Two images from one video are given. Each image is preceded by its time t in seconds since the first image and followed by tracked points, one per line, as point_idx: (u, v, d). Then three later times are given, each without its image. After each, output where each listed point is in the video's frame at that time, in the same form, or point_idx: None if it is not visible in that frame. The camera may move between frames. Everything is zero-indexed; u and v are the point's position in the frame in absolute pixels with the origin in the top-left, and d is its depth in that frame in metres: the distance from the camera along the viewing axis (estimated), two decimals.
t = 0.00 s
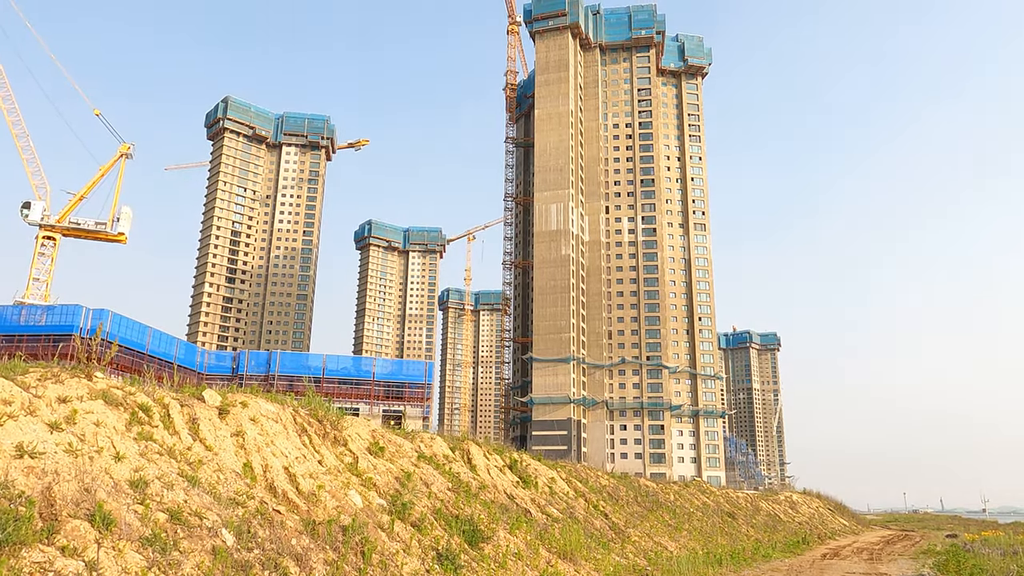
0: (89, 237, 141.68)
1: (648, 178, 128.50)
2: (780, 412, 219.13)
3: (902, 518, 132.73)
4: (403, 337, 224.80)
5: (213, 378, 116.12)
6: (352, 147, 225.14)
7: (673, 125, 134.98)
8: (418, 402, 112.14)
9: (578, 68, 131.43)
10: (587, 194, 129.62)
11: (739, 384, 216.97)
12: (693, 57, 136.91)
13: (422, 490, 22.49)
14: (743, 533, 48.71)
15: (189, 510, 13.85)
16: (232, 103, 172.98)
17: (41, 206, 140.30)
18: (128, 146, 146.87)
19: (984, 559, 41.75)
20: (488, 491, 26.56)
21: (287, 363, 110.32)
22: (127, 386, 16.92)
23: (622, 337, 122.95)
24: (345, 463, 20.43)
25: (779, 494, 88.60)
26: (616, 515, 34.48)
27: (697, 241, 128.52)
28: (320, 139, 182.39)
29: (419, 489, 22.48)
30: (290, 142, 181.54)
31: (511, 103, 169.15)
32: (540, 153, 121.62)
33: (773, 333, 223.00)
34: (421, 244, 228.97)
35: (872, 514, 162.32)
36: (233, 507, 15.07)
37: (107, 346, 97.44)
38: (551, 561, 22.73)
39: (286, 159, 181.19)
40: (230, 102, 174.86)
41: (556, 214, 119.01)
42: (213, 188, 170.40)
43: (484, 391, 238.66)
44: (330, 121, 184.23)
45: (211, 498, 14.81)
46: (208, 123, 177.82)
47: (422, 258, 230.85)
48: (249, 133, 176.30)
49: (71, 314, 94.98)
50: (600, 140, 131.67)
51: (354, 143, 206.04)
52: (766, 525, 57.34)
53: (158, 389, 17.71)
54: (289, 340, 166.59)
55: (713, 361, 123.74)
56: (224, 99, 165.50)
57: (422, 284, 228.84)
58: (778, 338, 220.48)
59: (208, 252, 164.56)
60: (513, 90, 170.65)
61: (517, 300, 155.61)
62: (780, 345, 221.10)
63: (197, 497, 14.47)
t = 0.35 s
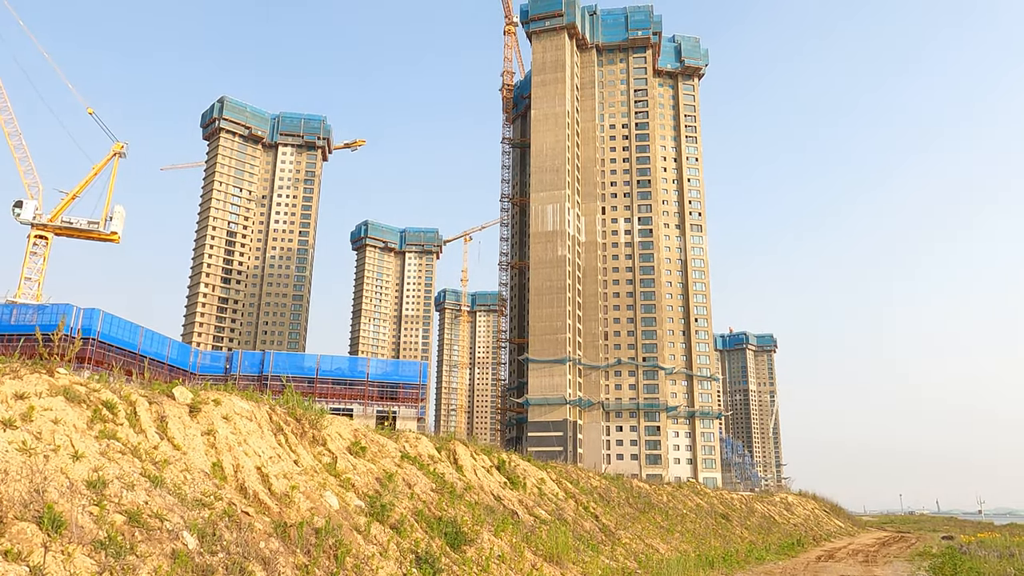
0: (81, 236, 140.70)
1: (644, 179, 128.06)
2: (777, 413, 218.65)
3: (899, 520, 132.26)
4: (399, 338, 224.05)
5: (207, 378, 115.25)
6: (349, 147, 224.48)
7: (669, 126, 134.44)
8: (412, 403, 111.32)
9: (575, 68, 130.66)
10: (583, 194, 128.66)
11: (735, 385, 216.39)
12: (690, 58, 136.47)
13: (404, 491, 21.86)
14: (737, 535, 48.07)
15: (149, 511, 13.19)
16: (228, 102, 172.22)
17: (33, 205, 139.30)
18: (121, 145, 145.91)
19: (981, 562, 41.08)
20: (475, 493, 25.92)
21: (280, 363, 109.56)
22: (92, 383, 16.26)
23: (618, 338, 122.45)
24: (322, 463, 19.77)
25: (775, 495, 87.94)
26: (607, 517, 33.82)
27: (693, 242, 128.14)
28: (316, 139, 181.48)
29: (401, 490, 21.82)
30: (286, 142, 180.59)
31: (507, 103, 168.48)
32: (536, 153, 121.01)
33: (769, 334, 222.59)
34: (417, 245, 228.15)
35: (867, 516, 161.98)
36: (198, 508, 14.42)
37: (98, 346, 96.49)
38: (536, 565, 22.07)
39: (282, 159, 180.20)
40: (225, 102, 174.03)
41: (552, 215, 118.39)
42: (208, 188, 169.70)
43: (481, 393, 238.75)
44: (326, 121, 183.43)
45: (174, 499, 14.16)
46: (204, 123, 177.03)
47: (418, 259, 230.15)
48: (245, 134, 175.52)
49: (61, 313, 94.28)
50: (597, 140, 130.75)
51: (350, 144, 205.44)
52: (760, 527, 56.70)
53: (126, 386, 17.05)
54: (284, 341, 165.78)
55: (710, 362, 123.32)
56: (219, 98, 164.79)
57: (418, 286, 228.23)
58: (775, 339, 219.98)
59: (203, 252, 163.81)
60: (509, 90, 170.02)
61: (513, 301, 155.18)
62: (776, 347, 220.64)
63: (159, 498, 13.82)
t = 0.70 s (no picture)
0: (74, 234, 139.74)
1: (641, 179, 127.70)
2: (772, 415, 218.48)
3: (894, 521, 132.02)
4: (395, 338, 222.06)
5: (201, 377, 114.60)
6: (345, 147, 223.73)
7: (666, 126, 133.96)
8: (406, 403, 110.63)
9: (572, 68, 129.98)
10: (579, 194, 127.25)
11: (731, 386, 216.08)
12: (687, 59, 136.11)
13: (386, 488, 21.23)
14: (730, 535, 47.59)
15: (107, 507, 12.54)
16: (224, 102, 171.46)
17: (25, 203, 138.32)
18: (113, 143, 144.92)
19: (977, 562, 40.65)
20: (461, 492, 25.28)
21: (273, 362, 108.83)
22: (55, 374, 15.62)
23: (614, 338, 121.87)
24: (300, 458, 19.15)
25: (770, 495, 87.49)
26: (597, 516, 33.20)
27: (689, 243, 127.67)
28: (312, 139, 180.71)
29: (382, 487, 21.19)
30: (282, 142, 179.50)
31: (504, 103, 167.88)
32: (532, 153, 120.40)
33: (765, 335, 222.44)
34: (414, 245, 227.21)
35: (863, 517, 161.74)
36: (162, 504, 13.77)
37: (88, 344, 95.88)
38: (522, 565, 21.41)
39: (278, 159, 178.73)
40: (221, 101, 173.34)
41: (548, 215, 117.85)
42: (203, 187, 168.93)
43: (477, 393, 237.88)
44: (322, 120, 182.65)
45: (135, 494, 13.52)
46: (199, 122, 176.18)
47: (415, 259, 228.22)
48: (240, 133, 174.72)
49: (51, 311, 93.66)
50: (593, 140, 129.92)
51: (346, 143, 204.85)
52: (754, 527, 56.06)
53: (92, 378, 16.40)
54: (280, 340, 164.91)
55: (705, 363, 122.91)
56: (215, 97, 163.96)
57: (414, 286, 225.41)
58: (771, 340, 219.81)
59: (198, 252, 163.14)
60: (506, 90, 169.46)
61: (509, 301, 154.70)
62: (772, 348, 220.43)
63: (120, 494, 13.18)
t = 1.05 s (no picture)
0: (70, 233, 139.00)
1: (640, 179, 127.09)
2: (772, 415, 217.89)
3: (894, 522, 131.33)
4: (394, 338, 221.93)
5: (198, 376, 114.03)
6: (344, 147, 223.11)
7: (665, 126, 133.35)
8: (403, 403, 110.04)
9: (570, 68, 129.33)
10: (578, 194, 126.95)
11: (731, 387, 215.59)
12: (686, 59, 135.44)
13: (368, 489, 20.60)
14: (727, 536, 46.96)
15: (60, 510, 11.88)
16: (222, 101, 170.76)
17: (20, 202, 137.54)
18: (109, 142, 144.41)
19: (977, 564, 39.95)
20: (448, 493, 24.63)
21: (269, 362, 108.07)
22: (15, 372, 14.96)
23: (613, 338, 121.16)
24: (276, 459, 18.49)
25: (768, 496, 86.85)
26: (590, 518, 32.58)
27: (688, 243, 127.00)
28: (311, 138, 180.04)
29: (364, 487, 20.54)
30: (281, 142, 178.83)
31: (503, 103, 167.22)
32: (531, 153, 119.75)
33: (765, 336, 221.88)
34: (413, 246, 226.48)
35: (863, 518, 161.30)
36: (123, 506, 13.11)
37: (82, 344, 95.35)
38: (508, 569, 20.79)
39: (277, 158, 177.99)
40: (220, 101, 172.63)
41: (546, 214, 117.17)
42: (201, 187, 168.27)
43: (476, 393, 236.97)
44: (321, 120, 181.95)
45: (92, 495, 12.85)
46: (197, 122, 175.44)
47: (414, 260, 227.61)
48: (239, 133, 173.93)
49: (45, 310, 93.19)
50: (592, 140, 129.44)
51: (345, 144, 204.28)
52: (751, 528, 55.44)
53: (55, 375, 15.73)
54: (278, 341, 164.19)
55: (705, 364, 122.20)
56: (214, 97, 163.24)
57: (413, 286, 225.09)
58: (770, 340, 219.32)
59: (196, 252, 162.44)
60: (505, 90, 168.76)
61: (508, 301, 154.07)
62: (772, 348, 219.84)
63: (76, 495, 12.53)
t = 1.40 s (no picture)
0: (68, 232, 138.55)
1: (641, 178, 126.42)
2: (774, 414, 217.06)
3: (896, 523, 130.27)
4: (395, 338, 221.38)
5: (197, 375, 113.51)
6: (345, 146, 222.52)
7: (666, 125, 132.57)
8: (402, 402, 109.50)
9: (571, 66, 128.68)
10: (579, 193, 126.42)
11: (732, 387, 214.81)
12: (687, 57, 134.67)
13: (352, 489, 19.95)
14: (726, 536, 46.31)
15: (10, 511, 11.27)
16: (223, 100, 170.26)
17: (19, 200, 137.09)
18: (108, 140, 143.99)
19: (982, 566, 39.23)
20: (436, 494, 23.98)
21: (268, 361, 107.56)
22: None
23: (614, 337, 120.52)
24: (254, 457, 17.86)
25: (769, 496, 86.19)
26: (584, 518, 31.95)
27: (689, 242, 126.24)
28: (312, 137, 179.51)
29: (348, 487, 19.91)
30: (282, 141, 178.33)
31: (504, 102, 166.55)
32: (532, 152, 119.12)
33: (766, 335, 221.07)
34: (414, 245, 225.94)
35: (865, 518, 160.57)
36: (83, 507, 12.49)
37: (79, 342, 94.71)
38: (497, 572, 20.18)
39: (278, 158, 177.53)
40: (220, 100, 172.21)
41: (547, 214, 116.55)
42: (202, 186, 167.78)
43: (477, 393, 236.31)
44: (322, 119, 181.36)
45: (48, 495, 12.22)
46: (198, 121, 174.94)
47: (414, 259, 227.17)
48: (240, 132, 173.41)
49: (41, 309, 92.76)
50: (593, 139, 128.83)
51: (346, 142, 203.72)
52: (750, 529, 54.68)
53: (20, 370, 15.09)
54: (279, 340, 163.73)
55: (706, 363, 121.47)
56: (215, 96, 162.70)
57: (414, 285, 224.70)
58: (772, 340, 218.54)
59: (197, 251, 161.97)
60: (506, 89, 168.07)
61: (509, 300, 153.41)
62: (774, 348, 218.98)
63: (31, 496, 11.91)
